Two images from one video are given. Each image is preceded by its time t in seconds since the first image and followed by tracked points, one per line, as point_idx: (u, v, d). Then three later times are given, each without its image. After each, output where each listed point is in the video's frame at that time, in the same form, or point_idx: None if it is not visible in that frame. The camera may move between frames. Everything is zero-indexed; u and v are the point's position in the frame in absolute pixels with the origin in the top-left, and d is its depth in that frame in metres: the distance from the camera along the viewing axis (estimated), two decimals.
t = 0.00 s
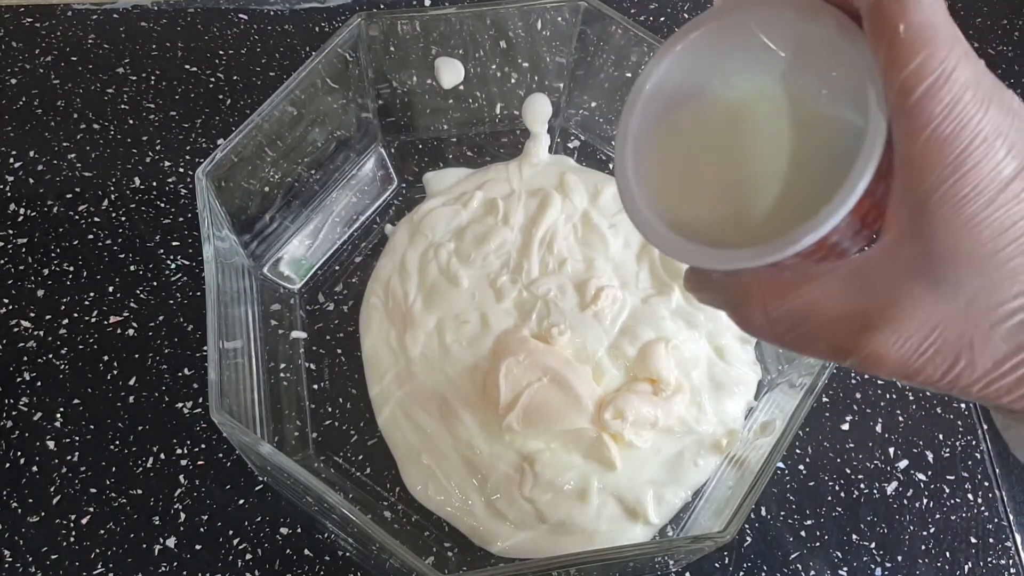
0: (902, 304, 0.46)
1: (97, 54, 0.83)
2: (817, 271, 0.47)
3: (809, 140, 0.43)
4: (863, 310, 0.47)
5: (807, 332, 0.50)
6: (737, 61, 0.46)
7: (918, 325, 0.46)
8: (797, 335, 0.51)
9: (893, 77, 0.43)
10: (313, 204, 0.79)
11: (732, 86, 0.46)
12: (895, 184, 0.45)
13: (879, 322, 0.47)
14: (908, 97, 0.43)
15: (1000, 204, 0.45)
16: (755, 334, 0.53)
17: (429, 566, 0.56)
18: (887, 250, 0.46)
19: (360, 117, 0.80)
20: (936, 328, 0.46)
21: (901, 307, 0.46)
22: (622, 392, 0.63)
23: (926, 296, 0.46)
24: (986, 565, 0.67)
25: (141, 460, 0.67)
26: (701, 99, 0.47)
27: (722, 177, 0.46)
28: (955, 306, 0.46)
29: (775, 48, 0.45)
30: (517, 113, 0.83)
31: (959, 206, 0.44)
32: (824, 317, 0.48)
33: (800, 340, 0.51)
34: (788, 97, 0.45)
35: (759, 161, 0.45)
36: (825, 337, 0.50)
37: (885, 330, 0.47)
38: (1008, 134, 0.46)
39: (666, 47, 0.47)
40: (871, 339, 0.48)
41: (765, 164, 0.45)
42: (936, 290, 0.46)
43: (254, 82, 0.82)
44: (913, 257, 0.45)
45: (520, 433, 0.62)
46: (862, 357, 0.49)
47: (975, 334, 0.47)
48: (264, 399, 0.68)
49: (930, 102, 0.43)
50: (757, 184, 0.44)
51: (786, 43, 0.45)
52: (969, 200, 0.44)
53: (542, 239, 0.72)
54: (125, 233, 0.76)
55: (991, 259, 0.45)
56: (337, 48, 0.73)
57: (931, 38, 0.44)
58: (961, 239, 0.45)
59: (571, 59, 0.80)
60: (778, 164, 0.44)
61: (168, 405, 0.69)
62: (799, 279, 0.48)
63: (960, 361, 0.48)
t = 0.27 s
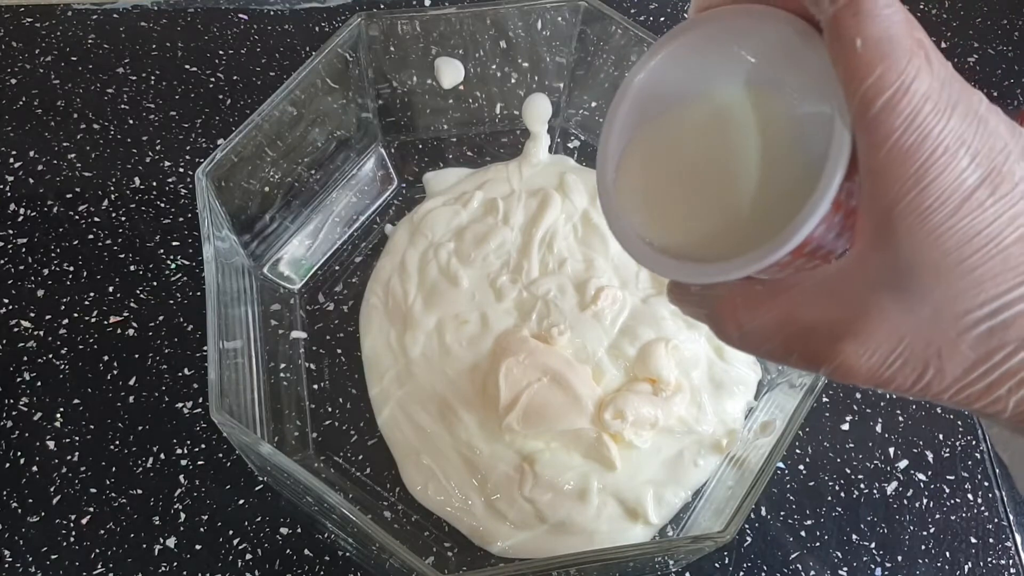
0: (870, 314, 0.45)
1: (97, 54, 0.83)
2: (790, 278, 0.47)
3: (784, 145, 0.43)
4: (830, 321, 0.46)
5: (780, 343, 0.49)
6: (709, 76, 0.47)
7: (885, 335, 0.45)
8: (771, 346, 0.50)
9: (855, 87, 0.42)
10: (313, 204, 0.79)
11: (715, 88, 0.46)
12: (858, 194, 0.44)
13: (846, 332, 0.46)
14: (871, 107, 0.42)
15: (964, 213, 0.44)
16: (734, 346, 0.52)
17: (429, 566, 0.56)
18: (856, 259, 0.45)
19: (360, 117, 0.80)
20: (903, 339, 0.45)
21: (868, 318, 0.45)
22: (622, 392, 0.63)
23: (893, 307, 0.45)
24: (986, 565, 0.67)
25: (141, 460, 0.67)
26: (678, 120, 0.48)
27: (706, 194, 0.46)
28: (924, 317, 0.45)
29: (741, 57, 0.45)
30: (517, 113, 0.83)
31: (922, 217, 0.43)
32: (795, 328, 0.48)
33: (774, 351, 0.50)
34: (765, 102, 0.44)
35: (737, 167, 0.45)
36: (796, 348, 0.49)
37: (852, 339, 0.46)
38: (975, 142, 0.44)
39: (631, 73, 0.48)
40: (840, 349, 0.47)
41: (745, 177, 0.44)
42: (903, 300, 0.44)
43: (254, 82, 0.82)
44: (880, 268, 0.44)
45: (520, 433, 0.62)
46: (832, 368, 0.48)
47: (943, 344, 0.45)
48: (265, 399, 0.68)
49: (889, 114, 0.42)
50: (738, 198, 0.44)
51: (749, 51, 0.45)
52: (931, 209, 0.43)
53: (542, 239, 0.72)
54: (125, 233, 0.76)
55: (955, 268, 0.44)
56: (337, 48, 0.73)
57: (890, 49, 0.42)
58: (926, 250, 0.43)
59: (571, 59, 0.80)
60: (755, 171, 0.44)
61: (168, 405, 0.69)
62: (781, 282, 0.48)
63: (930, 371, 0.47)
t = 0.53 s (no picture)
0: (871, 306, 0.45)
1: (97, 54, 0.83)
2: (792, 271, 0.47)
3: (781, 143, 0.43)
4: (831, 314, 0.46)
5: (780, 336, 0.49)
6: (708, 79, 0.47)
7: (885, 327, 0.45)
8: (771, 339, 0.50)
9: (857, 81, 0.42)
10: (313, 204, 0.79)
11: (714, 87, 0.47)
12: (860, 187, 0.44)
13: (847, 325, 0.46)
14: (873, 100, 0.42)
15: (965, 206, 0.43)
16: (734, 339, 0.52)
17: (429, 566, 0.56)
18: (856, 253, 0.45)
19: (360, 117, 0.80)
20: (903, 330, 0.45)
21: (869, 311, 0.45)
22: (622, 392, 0.63)
23: (893, 300, 0.45)
24: (986, 565, 0.67)
25: (141, 460, 0.67)
26: (679, 118, 0.49)
27: (705, 191, 0.47)
28: (924, 310, 0.45)
29: (738, 58, 0.46)
30: (517, 113, 0.83)
31: (923, 210, 0.43)
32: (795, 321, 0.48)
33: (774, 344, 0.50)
34: (762, 100, 0.45)
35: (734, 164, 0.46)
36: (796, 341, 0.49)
37: (852, 333, 0.46)
38: (975, 135, 0.44)
39: (627, 76, 0.49)
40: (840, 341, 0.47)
41: (743, 174, 0.45)
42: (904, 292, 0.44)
43: (254, 82, 0.82)
44: (881, 261, 0.44)
45: (520, 433, 0.62)
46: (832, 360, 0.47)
47: (943, 336, 0.45)
48: (265, 399, 0.68)
49: (892, 108, 0.42)
50: (737, 196, 0.45)
51: (745, 52, 0.45)
52: (932, 202, 0.43)
53: (542, 239, 0.72)
54: (125, 233, 0.76)
55: (956, 261, 0.44)
56: (337, 48, 0.73)
57: (891, 42, 0.42)
58: (926, 244, 0.43)
59: (571, 59, 0.80)
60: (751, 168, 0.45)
61: (169, 405, 0.69)
62: (782, 274, 0.47)
63: (929, 363, 0.47)
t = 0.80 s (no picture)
0: (858, 313, 0.45)
1: (97, 54, 0.83)
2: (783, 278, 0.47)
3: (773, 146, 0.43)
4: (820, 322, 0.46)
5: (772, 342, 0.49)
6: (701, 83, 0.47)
7: (873, 333, 0.45)
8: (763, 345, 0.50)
9: (839, 91, 0.41)
10: (313, 204, 0.79)
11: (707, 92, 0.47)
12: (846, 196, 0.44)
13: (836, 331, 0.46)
14: (855, 111, 0.41)
15: (950, 215, 0.43)
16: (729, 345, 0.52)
17: (429, 566, 0.56)
18: (845, 261, 0.44)
19: (360, 117, 0.80)
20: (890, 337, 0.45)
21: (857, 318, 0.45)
22: (622, 392, 0.63)
23: (880, 307, 0.45)
24: (986, 565, 0.67)
25: (141, 460, 0.67)
26: (674, 123, 0.48)
27: (700, 197, 0.47)
28: (911, 317, 0.45)
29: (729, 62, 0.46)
30: (517, 113, 0.83)
31: (909, 219, 0.42)
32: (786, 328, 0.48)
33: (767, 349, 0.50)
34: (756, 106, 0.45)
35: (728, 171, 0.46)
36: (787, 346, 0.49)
37: (840, 339, 0.46)
38: (960, 143, 0.43)
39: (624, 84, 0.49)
40: (830, 348, 0.47)
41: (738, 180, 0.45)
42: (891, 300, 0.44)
43: (254, 82, 0.82)
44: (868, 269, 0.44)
45: (520, 434, 0.62)
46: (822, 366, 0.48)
47: (930, 342, 0.45)
48: (265, 399, 0.68)
49: (874, 118, 0.41)
50: (731, 202, 0.45)
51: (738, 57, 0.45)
52: (917, 211, 0.42)
53: (542, 239, 0.72)
54: (125, 233, 0.76)
55: (942, 269, 0.43)
56: (337, 48, 0.73)
57: (874, 52, 0.42)
58: (913, 252, 0.43)
59: (571, 59, 0.80)
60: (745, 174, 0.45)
61: (168, 405, 0.69)
62: (777, 282, 0.48)
63: (917, 369, 0.47)
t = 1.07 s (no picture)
0: (851, 308, 0.45)
1: (97, 54, 0.83)
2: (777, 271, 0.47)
3: (769, 140, 0.44)
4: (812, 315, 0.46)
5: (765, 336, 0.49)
6: (695, 79, 0.48)
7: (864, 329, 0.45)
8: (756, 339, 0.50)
9: (834, 86, 0.41)
10: (313, 204, 0.79)
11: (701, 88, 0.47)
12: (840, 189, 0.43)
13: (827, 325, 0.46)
14: (849, 106, 0.41)
15: (942, 210, 0.43)
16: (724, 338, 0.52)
17: (429, 566, 0.56)
18: (837, 256, 0.44)
19: (360, 117, 0.80)
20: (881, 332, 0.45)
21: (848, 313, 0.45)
22: (622, 392, 0.63)
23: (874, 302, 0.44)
24: (986, 565, 0.67)
25: (141, 460, 0.67)
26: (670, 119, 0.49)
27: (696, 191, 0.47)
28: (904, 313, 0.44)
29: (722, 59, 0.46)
30: (517, 113, 0.83)
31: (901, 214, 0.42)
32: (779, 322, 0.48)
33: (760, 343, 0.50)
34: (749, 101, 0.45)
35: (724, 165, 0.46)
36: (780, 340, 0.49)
37: (831, 334, 0.46)
38: (953, 137, 0.43)
39: (616, 85, 0.49)
40: (821, 342, 0.47)
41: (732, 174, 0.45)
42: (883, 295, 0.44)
43: (254, 82, 0.82)
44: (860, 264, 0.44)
45: (520, 434, 0.62)
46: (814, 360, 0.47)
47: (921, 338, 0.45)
48: (265, 399, 0.68)
49: (866, 112, 0.41)
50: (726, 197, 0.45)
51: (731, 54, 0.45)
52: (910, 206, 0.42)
53: (542, 239, 0.72)
54: (125, 233, 0.76)
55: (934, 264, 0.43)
56: (337, 48, 0.73)
57: (868, 47, 0.41)
58: (907, 248, 0.42)
59: (571, 59, 0.80)
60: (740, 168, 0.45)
61: (168, 405, 0.69)
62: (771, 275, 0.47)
63: (908, 364, 0.46)
